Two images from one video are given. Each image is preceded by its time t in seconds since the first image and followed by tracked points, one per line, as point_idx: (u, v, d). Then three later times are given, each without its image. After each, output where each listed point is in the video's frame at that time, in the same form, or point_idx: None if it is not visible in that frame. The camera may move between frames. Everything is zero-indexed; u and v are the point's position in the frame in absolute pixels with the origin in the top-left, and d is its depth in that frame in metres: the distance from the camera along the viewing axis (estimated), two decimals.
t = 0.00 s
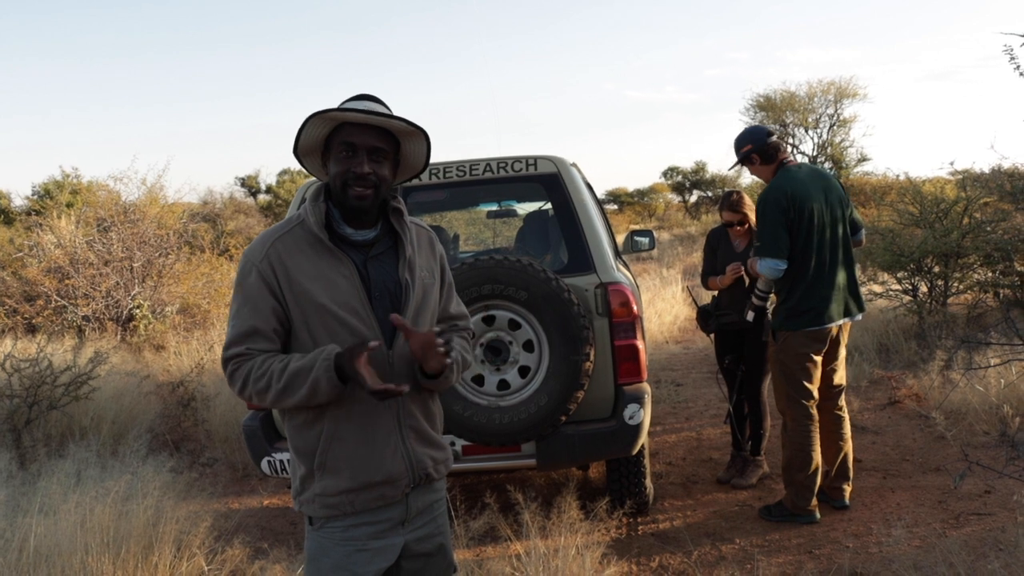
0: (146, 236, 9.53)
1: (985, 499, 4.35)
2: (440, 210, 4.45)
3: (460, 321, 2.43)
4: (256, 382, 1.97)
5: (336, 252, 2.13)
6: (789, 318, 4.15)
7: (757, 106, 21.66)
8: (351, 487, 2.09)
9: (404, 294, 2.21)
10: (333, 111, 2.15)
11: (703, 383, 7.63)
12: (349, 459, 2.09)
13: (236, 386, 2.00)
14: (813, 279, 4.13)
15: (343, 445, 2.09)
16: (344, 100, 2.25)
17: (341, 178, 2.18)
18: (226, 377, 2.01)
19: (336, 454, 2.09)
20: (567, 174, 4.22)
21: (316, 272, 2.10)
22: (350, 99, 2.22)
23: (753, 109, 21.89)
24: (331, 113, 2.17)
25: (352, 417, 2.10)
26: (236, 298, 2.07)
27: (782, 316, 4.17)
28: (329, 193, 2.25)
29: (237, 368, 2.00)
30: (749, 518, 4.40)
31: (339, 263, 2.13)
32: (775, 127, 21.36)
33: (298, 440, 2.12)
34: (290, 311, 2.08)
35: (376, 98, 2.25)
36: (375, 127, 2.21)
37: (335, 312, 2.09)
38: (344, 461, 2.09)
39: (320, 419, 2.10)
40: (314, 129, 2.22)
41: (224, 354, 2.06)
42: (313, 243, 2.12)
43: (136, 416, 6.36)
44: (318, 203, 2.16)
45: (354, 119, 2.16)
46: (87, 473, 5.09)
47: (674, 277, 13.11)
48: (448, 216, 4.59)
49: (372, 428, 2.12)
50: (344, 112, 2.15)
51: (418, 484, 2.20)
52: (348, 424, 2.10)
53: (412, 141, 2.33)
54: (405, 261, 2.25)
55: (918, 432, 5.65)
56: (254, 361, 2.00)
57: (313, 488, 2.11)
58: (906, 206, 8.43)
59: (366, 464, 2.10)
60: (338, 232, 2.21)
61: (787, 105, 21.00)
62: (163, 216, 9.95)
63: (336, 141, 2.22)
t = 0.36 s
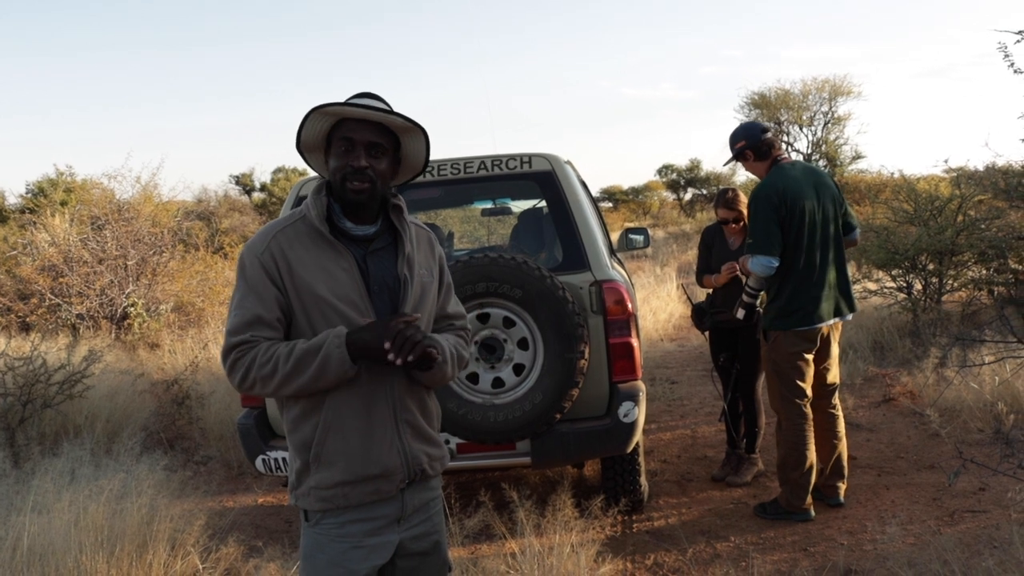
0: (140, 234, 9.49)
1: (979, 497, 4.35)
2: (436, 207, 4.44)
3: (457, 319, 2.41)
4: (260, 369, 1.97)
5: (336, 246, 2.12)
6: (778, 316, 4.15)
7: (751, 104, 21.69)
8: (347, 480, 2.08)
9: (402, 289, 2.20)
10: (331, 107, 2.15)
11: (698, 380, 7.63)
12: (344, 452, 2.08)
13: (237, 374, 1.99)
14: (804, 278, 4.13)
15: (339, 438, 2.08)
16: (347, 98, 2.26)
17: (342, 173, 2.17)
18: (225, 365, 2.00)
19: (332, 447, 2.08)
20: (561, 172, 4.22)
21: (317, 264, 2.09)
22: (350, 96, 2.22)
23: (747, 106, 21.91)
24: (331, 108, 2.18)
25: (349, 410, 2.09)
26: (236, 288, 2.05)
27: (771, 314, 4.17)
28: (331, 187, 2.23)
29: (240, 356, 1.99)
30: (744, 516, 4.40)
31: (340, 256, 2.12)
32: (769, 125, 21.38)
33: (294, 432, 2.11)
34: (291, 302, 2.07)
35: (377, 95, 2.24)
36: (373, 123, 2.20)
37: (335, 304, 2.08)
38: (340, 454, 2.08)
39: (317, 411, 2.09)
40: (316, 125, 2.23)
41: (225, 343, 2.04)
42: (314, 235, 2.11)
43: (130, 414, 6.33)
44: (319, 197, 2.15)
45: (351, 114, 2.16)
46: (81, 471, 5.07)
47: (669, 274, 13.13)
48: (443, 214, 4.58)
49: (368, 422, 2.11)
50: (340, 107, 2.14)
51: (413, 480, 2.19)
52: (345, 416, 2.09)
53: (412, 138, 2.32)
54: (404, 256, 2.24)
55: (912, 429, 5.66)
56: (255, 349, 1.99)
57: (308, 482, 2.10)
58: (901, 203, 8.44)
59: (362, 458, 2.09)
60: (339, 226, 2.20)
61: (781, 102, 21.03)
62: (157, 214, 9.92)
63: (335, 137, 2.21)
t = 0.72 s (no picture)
0: (137, 232, 9.47)
1: (977, 494, 4.36)
2: (433, 204, 4.43)
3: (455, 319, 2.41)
4: (248, 355, 1.96)
5: (335, 242, 2.11)
6: (776, 314, 4.15)
7: (748, 102, 21.70)
8: (340, 477, 2.07)
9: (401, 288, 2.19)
10: (354, 111, 2.10)
11: (695, 378, 7.63)
12: (338, 448, 2.07)
13: (227, 362, 1.98)
14: (803, 275, 4.13)
15: (333, 434, 2.07)
16: (353, 96, 2.19)
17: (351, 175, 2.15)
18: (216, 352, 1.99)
19: (325, 443, 2.07)
20: (558, 169, 4.21)
21: (315, 259, 2.08)
22: (363, 96, 2.17)
23: (744, 104, 21.92)
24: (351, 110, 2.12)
25: (343, 406, 2.08)
26: (233, 280, 2.05)
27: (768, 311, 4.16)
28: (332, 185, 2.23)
29: (232, 344, 1.98)
30: (742, 513, 4.39)
31: (338, 252, 2.11)
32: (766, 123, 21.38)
33: (288, 427, 2.10)
34: (287, 294, 2.06)
35: (388, 95, 2.21)
36: (390, 127, 2.18)
37: (331, 299, 2.06)
38: (334, 450, 2.07)
39: (312, 406, 2.08)
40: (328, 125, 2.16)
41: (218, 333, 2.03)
42: (313, 231, 2.10)
43: (127, 412, 6.32)
44: (320, 193, 2.14)
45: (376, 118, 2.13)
46: (78, 469, 5.05)
47: (666, 272, 13.13)
48: (440, 212, 4.56)
49: (363, 418, 2.10)
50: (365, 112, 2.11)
51: (407, 477, 2.19)
52: (338, 412, 2.08)
53: (419, 139, 2.32)
54: (404, 255, 2.23)
55: (910, 426, 5.66)
56: (245, 336, 1.98)
57: (302, 478, 2.09)
58: (898, 201, 8.45)
59: (356, 455, 2.08)
60: (339, 223, 2.19)
61: (778, 99, 21.05)
62: (154, 212, 9.90)
63: (349, 139, 2.16)
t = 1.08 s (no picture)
0: (135, 229, 9.45)
1: (975, 491, 4.36)
2: (431, 201, 4.41)
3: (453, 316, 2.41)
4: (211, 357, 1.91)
5: (328, 244, 2.10)
6: (777, 309, 4.14)
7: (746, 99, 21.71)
8: (337, 478, 2.07)
9: (396, 288, 2.18)
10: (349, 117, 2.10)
11: (694, 375, 7.63)
12: (334, 449, 2.07)
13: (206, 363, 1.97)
14: (804, 273, 4.14)
15: (329, 435, 2.07)
16: (350, 95, 2.17)
17: (345, 178, 2.15)
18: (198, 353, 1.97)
19: (321, 444, 2.07)
20: (556, 167, 4.20)
21: (307, 260, 2.06)
22: (358, 97, 2.15)
23: (742, 101, 21.92)
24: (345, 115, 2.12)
25: (338, 408, 2.07)
26: (224, 282, 2.04)
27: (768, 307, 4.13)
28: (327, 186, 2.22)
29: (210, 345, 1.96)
30: (740, 511, 4.39)
31: (331, 253, 2.10)
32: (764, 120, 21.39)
33: (284, 428, 2.10)
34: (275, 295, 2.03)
35: (385, 96, 2.20)
36: (385, 130, 2.18)
37: (322, 300, 2.04)
38: (330, 451, 2.07)
39: (307, 407, 2.07)
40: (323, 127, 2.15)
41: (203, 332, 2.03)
42: (306, 232, 2.09)
43: (125, 409, 6.31)
44: (313, 194, 2.13)
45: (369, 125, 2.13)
46: (76, 467, 5.05)
47: (664, 269, 13.14)
48: (438, 209, 4.55)
49: (359, 419, 2.09)
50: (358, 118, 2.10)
51: (405, 477, 2.18)
52: (334, 413, 2.07)
53: (416, 141, 2.30)
54: (399, 254, 2.22)
55: (908, 424, 5.66)
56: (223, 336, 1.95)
57: (299, 478, 2.09)
58: (896, 198, 8.45)
59: (352, 455, 2.08)
60: (333, 224, 2.19)
61: (776, 97, 21.06)
62: (152, 210, 9.89)
63: (344, 141, 2.16)
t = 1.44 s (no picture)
0: (134, 228, 9.45)
1: (975, 490, 4.36)
2: (431, 200, 4.41)
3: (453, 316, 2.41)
4: (218, 353, 1.93)
5: (330, 238, 2.10)
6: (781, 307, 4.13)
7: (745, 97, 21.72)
8: (334, 472, 2.07)
9: (395, 283, 2.18)
10: (346, 102, 2.10)
11: (693, 374, 7.63)
12: (333, 443, 2.07)
13: (208, 356, 1.97)
14: (808, 270, 4.13)
15: (327, 430, 2.07)
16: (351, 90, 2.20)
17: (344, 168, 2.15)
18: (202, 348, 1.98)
19: (319, 439, 2.07)
20: (556, 165, 4.20)
21: (308, 254, 2.07)
22: (358, 90, 2.18)
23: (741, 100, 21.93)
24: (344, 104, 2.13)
25: (337, 401, 2.07)
26: (227, 276, 2.05)
27: (774, 304, 4.11)
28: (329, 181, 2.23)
29: (213, 338, 1.97)
30: (740, 509, 4.40)
31: (332, 247, 2.10)
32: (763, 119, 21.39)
33: (282, 423, 2.10)
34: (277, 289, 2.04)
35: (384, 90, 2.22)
36: (383, 120, 2.18)
37: (322, 294, 2.05)
38: (328, 445, 2.07)
39: (306, 401, 2.08)
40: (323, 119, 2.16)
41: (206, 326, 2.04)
42: (307, 227, 2.10)
43: (125, 408, 6.31)
44: (315, 189, 2.14)
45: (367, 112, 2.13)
46: (75, 465, 5.05)
47: (664, 268, 13.15)
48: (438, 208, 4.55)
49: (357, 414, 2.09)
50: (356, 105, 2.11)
51: (403, 474, 2.18)
52: (333, 407, 2.07)
53: (415, 134, 2.30)
54: (399, 250, 2.22)
55: (908, 422, 5.67)
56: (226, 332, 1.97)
57: (297, 473, 2.09)
58: (896, 197, 8.45)
59: (350, 450, 2.08)
60: (334, 219, 2.19)
61: (775, 96, 21.07)
62: (151, 208, 9.89)
63: (343, 131, 2.17)
